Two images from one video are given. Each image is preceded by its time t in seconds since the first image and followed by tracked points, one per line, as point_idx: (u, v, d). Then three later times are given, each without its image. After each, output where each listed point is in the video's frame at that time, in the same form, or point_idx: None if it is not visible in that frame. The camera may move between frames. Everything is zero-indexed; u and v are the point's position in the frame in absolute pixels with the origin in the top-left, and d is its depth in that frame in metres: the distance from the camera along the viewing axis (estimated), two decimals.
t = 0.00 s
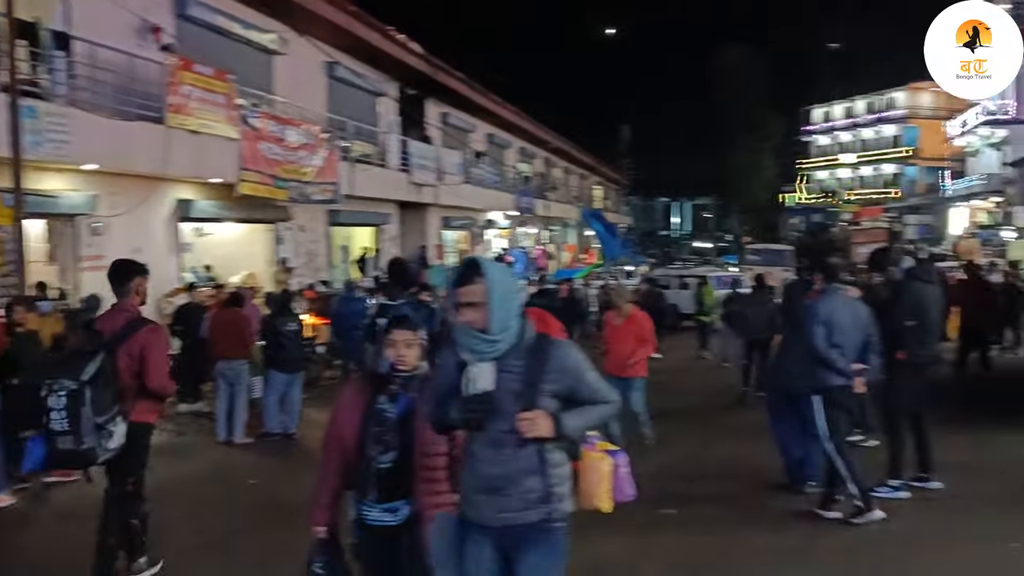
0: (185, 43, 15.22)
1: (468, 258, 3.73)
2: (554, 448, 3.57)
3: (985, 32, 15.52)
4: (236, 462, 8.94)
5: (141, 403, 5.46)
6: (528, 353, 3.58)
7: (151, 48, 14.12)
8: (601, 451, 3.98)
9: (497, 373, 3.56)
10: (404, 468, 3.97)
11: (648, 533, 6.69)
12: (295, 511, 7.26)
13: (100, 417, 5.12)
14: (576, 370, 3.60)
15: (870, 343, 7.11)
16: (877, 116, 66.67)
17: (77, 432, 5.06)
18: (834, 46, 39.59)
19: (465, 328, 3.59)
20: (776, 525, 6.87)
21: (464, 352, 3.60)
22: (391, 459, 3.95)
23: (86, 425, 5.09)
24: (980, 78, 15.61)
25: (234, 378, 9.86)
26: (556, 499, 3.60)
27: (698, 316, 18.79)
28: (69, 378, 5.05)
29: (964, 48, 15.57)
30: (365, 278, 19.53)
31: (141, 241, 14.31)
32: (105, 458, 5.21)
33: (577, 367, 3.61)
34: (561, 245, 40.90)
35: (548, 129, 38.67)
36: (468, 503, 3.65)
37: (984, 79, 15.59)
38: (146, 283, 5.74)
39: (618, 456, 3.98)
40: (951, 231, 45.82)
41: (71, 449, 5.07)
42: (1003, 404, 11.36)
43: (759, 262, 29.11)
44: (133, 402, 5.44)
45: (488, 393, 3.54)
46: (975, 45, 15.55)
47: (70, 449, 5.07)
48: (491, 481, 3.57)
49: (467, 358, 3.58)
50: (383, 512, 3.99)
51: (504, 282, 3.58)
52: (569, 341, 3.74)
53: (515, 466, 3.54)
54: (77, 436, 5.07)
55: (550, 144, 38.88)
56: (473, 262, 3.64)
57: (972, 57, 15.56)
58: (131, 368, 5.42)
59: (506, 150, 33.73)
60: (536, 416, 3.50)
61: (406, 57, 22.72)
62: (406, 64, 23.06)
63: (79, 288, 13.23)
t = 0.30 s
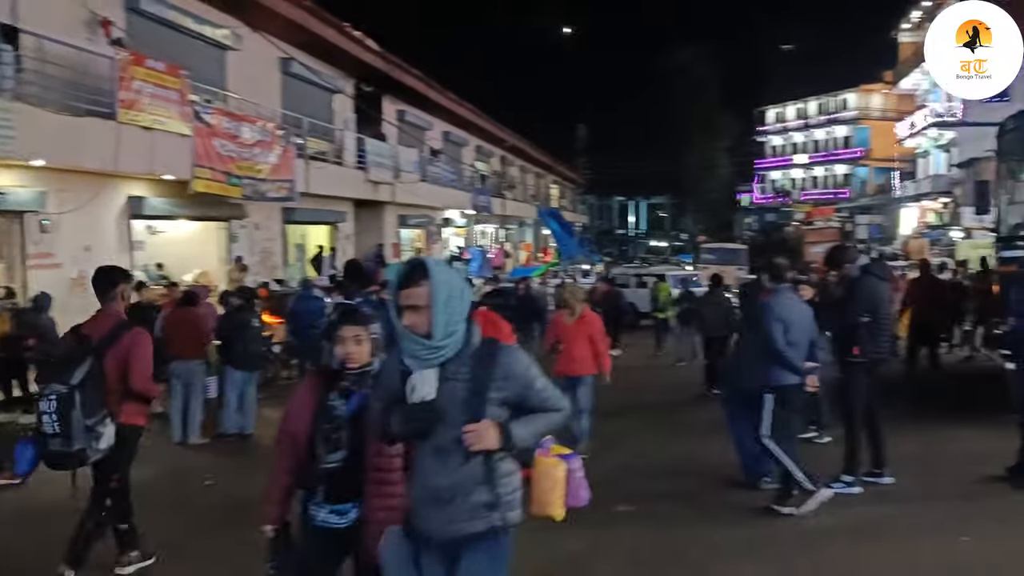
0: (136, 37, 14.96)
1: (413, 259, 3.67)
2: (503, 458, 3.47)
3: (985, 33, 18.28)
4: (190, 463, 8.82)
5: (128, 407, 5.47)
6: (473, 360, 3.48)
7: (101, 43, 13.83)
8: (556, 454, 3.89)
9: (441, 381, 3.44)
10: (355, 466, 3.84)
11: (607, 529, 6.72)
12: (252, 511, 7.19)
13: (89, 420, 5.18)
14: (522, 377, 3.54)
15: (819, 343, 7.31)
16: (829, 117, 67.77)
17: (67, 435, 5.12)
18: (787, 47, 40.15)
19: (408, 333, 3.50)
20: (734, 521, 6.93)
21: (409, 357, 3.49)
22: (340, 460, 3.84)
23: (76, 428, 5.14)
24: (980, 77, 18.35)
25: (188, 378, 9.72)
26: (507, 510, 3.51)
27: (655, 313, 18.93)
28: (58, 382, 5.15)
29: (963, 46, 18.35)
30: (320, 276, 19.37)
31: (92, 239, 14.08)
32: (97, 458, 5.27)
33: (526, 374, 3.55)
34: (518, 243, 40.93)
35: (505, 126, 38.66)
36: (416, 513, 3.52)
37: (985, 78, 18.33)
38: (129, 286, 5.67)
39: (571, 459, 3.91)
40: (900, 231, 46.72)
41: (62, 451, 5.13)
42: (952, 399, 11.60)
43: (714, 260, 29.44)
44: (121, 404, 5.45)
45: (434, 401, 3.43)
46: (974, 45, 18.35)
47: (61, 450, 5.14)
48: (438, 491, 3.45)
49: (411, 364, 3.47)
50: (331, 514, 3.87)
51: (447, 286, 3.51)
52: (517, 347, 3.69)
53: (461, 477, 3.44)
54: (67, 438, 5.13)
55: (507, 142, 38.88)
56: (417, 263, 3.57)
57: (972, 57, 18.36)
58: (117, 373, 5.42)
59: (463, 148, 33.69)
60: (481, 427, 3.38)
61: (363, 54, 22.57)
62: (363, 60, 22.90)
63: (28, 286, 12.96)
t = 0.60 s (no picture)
0: (93, 30, 14.72)
1: (373, 260, 3.49)
2: (460, 476, 3.31)
3: (985, 33, 18.73)
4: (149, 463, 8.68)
5: (119, 393, 5.65)
6: (433, 369, 3.29)
7: (58, 35, 13.58)
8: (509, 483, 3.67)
9: (399, 390, 3.26)
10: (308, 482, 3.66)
11: (575, 525, 6.75)
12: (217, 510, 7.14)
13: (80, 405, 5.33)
14: (486, 393, 3.35)
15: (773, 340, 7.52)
16: (787, 116, 68.63)
17: (60, 420, 5.27)
18: (747, 46, 40.59)
19: (366, 337, 3.31)
20: (701, 516, 6.98)
21: (365, 364, 3.31)
22: (291, 478, 3.68)
23: (67, 413, 5.29)
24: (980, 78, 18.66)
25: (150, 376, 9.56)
26: (463, 531, 3.34)
27: (619, 310, 19.03)
28: (50, 369, 5.28)
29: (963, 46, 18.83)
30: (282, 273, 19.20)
31: (48, 235, 13.84)
32: (88, 441, 5.44)
33: (488, 387, 3.36)
34: (480, 240, 40.90)
35: (467, 124, 38.61)
36: (369, 532, 3.33)
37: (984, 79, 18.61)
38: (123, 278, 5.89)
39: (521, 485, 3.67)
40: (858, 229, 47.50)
41: (56, 434, 5.28)
42: (910, 395, 11.81)
43: (675, 257, 29.68)
44: (112, 390, 5.62)
45: (389, 412, 3.25)
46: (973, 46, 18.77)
47: (53, 434, 5.28)
48: (391, 509, 3.27)
49: (368, 371, 3.30)
50: (283, 533, 3.69)
51: (409, 290, 3.33)
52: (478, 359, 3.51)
53: (417, 494, 3.26)
54: (59, 422, 5.28)
55: (469, 139, 38.84)
56: (378, 265, 3.39)
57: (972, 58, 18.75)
58: (107, 359, 5.59)
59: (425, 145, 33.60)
60: (437, 441, 3.20)
61: (324, 49, 22.41)
62: (324, 56, 22.74)
63: None
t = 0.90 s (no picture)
0: (57, 23, 14.51)
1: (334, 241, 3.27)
2: (421, 474, 3.05)
3: (985, 33, 16.96)
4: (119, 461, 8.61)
5: (116, 387, 5.63)
6: (393, 357, 3.04)
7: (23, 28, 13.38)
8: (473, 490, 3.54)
9: (357, 378, 3.03)
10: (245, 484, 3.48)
11: (549, 519, 6.81)
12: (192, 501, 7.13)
13: (78, 395, 5.31)
14: (451, 384, 3.08)
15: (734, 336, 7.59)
16: (755, 114, 69.17)
17: (57, 409, 5.26)
18: (716, 45, 40.83)
19: (322, 323, 3.09)
20: (674, 508, 7.06)
21: (322, 352, 3.09)
22: (230, 479, 3.48)
23: (65, 403, 5.27)
24: (980, 77, 16.84)
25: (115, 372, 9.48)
26: (425, 532, 3.07)
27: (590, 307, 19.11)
28: (50, 359, 5.24)
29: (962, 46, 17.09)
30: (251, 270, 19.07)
31: (12, 230, 13.67)
32: (83, 432, 5.40)
33: (452, 377, 3.09)
34: (450, 237, 40.89)
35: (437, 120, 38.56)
36: (323, 532, 3.11)
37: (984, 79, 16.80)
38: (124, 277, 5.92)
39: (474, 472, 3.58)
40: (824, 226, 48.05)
41: (52, 423, 5.27)
42: (876, 390, 11.98)
43: (645, 254, 29.85)
44: (109, 384, 5.60)
45: (345, 403, 3.02)
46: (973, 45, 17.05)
47: (50, 423, 5.27)
48: (347, 507, 3.04)
49: (324, 360, 3.07)
50: (222, 539, 3.50)
51: (368, 271, 3.07)
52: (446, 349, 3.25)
53: (374, 491, 3.02)
54: (57, 412, 5.26)
55: (440, 135, 38.79)
56: (338, 246, 3.15)
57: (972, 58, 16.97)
58: (105, 353, 5.59)
59: (395, 141, 33.47)
60: (394, 434, 2.93)
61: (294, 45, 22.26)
62: (294, 51, 22.60)
63: None
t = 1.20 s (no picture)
0: (34, 18, 14.35)
1: (282, 247, 2.96)
2: (383, 488, 2.74)
3: (985, 33, 16.95)
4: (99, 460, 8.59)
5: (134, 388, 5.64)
6: (345, 368, 2.73)
7: None
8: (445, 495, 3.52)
9: (306, 393, 2.72)
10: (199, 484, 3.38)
11: (534, 516, 6.83)
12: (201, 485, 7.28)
13: (101, 396, 5.25)
14: (409, 394, 2.75)
15: (699, 336, 7.55)
16: (735, 112, 69.55)
17: (81, 410, 5.19)
18: (696, 43, 41.02)
19: (266, 338, 2.79)
20: (657, 505, 7.08)
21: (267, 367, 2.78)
22: (182, 479, 3.36)
23: (89, 404, 5.21)
24: (979, 78, 16.81)
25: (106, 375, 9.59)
26: (388, 552, 2.76)
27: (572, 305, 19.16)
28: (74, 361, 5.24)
29: (960, 46, 16.88)
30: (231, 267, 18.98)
31: None
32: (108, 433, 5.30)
33: (413, 385, 2.76)
34: (432, 234, 40.87)
35: (419, 117, 38.48)
36: (279, 550, 2.82)
37: (984, 79, 16.78)
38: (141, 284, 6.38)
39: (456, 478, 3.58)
40: (804, 224, 48.41)
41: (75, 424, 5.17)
42: (855, 387, 12.06)
43: (627, 252, 29.95)
44: (128, 385, 5.62)
45: (296, 420, 2.71)
46: (972, 45, 16.95)
47: (74, 424, 5.18)
48: (304, 525, 2.74)
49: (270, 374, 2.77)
50: (175, 544, 3.40)
51: (314, 277, 2.75)
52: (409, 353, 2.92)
53: (331, 511, 2.71)
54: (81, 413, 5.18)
55: (422, 132, 38.73)
56: (281, 253, 2.85)
57: (971, 58, 16.87)
58: (124, 357, 5.61)
59: (377, 138, 33.40)
60: (348, 450, 2.64)
61: (275, 42, 22.15)
62: (275, 48, 22.49)
63: None
